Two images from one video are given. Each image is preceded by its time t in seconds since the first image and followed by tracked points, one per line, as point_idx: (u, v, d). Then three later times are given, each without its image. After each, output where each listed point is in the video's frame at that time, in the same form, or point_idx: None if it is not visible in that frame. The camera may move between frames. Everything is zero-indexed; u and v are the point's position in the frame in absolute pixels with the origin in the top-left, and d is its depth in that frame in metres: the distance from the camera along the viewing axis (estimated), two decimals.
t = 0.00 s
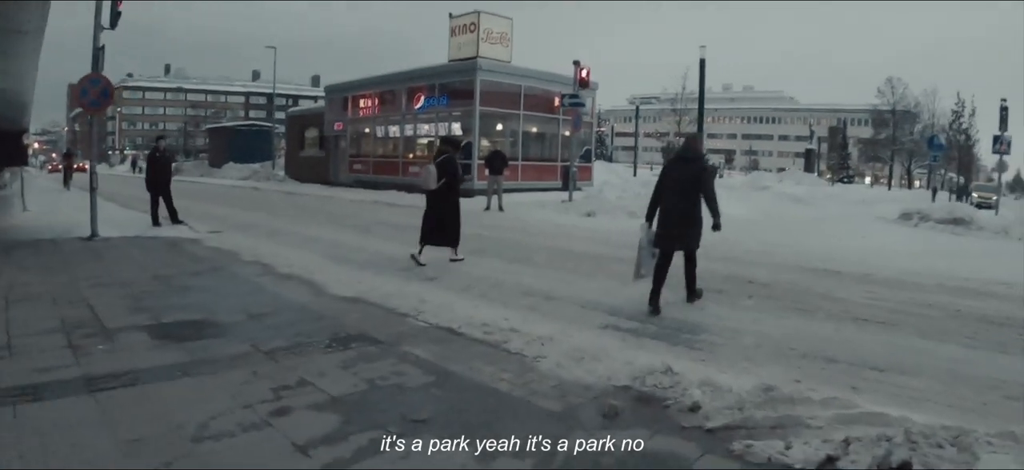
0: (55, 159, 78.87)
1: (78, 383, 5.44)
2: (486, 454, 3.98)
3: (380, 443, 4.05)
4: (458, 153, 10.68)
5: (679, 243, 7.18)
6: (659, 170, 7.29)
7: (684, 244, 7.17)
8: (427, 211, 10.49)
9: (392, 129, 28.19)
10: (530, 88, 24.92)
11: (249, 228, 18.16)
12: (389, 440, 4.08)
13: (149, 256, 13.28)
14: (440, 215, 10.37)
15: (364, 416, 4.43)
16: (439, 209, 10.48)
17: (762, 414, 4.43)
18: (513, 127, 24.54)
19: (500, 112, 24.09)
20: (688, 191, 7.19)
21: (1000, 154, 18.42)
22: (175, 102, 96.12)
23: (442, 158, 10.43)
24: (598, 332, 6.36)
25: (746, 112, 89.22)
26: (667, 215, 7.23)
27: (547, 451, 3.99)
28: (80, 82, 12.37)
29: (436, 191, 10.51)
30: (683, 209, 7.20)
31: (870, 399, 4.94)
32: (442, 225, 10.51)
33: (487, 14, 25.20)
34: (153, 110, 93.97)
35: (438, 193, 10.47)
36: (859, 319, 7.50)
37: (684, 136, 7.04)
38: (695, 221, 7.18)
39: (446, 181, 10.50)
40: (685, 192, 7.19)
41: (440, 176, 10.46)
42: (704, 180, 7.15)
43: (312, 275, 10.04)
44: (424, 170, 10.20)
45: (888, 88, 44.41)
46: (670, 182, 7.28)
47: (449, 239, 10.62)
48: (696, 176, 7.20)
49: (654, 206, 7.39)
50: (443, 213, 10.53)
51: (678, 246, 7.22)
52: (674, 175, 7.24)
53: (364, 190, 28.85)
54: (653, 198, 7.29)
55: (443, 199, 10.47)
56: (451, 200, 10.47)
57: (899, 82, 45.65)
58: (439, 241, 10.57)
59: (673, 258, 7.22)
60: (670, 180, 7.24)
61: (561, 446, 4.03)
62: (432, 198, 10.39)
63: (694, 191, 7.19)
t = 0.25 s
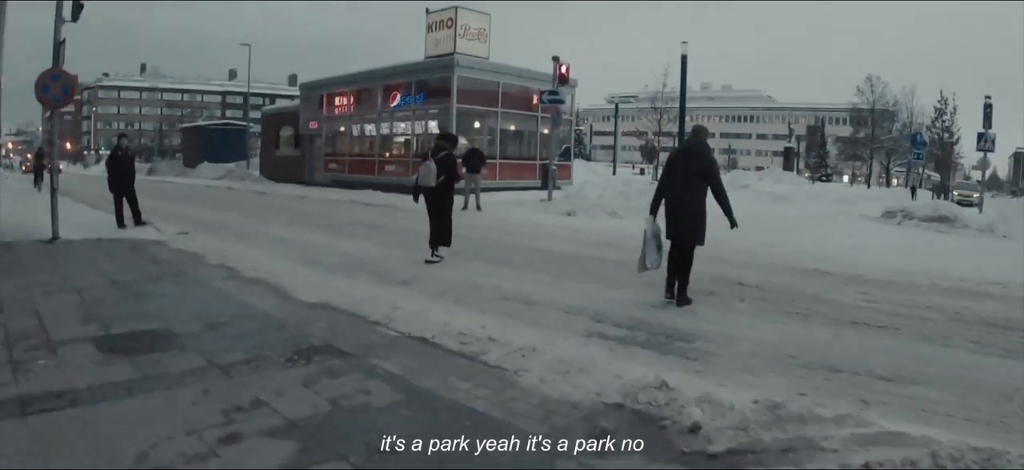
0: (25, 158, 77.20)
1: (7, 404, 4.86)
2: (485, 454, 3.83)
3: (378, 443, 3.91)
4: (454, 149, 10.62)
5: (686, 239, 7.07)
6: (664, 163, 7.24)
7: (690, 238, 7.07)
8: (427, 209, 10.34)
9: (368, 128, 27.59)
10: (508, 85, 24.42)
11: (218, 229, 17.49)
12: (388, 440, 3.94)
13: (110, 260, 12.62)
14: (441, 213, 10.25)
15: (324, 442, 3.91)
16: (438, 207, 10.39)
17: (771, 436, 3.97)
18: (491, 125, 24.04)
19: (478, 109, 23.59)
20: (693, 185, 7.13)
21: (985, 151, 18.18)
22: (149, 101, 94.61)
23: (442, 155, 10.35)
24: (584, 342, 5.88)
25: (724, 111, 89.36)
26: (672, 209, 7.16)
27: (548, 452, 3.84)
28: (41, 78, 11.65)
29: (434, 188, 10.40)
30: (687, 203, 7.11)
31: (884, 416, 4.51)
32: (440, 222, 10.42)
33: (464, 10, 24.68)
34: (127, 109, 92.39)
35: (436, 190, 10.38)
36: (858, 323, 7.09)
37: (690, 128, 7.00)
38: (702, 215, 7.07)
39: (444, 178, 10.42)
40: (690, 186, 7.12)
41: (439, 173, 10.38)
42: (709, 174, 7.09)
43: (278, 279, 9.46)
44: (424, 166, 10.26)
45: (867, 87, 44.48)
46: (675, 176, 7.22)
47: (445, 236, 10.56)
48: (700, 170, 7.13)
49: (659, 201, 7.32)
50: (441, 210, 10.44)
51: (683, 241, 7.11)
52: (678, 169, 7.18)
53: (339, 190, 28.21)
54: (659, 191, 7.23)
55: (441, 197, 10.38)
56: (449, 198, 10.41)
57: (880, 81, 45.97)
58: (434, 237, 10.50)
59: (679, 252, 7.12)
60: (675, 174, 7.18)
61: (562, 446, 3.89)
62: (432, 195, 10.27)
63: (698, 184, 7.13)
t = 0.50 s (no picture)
0: None
1: None
2: (485, 453, 3.88)
3: (380, 443, 3.96)
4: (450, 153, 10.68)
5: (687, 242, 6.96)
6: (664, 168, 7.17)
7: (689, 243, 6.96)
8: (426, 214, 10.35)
9: (345, 128, 27.07)
10: (488, 85, 24.01)
11: (190, 234, 16.92)
12: (390, 440, 3.99)
13: (73, 269, 12.06)
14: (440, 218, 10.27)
15: None
16: (436, 212, 10.43)
17: None
18: (471, 125, 23.62)
19: (457, 109, 23.17)
20: (692, 190, 7.02)
21: (970, 150, 18.05)
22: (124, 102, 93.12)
23: (441, 160, 10.38)
24: (571, 360, 5.49)
25: (705, 110, 89.50)
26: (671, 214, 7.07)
27: (546, 451, 3.89)
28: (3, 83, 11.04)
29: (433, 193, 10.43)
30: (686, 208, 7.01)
31: (896, 443, 4.18)
32: (439, 227, 10.48)
33: (443, 8, 24.23)
34: (101, 110, 90.85)
35: (435, 195, 10.42)
36: (856, 333, 6.79)
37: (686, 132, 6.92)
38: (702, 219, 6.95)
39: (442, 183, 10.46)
40: (689, 191, 7.01)
41: (438, 178, 10.42)
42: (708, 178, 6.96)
43: (247, 290, 9.01)
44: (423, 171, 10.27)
45: (848, 85, 44.41)
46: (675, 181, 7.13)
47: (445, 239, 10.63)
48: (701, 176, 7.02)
49: (660, 207, 7.25)
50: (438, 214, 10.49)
51: (682, 248, 7.01)
52: (678, 175, 7.09)
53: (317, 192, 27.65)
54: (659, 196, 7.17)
55: (440, 202, 10.44)
56: (448, 202, 10.49)
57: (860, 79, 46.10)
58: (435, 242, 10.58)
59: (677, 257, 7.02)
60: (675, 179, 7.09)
61: (561, 446, 3.93)
62: (432, 200, 10.32)
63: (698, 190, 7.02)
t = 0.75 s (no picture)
0: None
1: None
2: (484, 453, 3.76)
3: (379, 442, 3.86)
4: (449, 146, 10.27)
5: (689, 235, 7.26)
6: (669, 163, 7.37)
7: (697, 235, 7.26)
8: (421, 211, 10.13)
9: (322, 127, 26.48)
10: (467, 83, 23.51)
11: (161, 237, 16.30)
12: (388, 440, 3.89)
13: (34, 274, 11.44)
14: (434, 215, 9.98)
15: None
16: (434, 208, 10.14)
17: None
18: (450, 124, 23.14)
19: (436, 107, 22.69)
20: (698, 184, 7.31)
21: (956, 147, 17.88)
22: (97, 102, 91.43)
23: (434, 155, 10.04)
24: (562, 371, 5.06)
25: (684, 109, 89.67)
26: (676, 207, 7.34)
27: (547, 451, 3.76)
28: None
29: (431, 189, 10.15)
30: (693, 202, 7.30)
31: (925, 463, 3.80)
32: (435, 222, 10.12)
33: (421, 4, 23.73)
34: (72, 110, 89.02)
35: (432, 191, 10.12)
36: (863, 337, 6.43)
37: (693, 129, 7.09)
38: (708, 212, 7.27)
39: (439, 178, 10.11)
40: (696, 185, 7.30)
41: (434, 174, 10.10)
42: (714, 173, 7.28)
43: (214, 296, 8.49)
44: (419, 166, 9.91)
45: (829, 83, 44.80)
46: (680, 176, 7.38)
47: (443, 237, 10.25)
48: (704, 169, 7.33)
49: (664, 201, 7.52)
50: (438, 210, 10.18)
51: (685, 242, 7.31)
52: (684, 169, 7.34)
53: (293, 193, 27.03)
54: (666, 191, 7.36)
55: (438, 197, 10.11)
56: (446, 198, 10.12)
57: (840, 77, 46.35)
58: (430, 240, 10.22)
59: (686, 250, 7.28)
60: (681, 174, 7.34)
61: (562, 446, 3.80)
62: (427, 197, 10.07)
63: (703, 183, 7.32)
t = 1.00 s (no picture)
0: None
1: None
2: (484, 453, 3.82)
3: (379, 443, 3.91)
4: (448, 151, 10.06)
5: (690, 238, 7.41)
6: (672, 168, 7.52)
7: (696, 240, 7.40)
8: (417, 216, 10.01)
9: (297, 129, 25.92)
10: (443, 83, 23.02)
11: (127, 243, 15.70)
12: (389, 440, 3.94)
13: None
14: (429, 221, 9.85)
15: None
16: (431, 214, 10.00)
17: None
18: (427, 125, 22.67)
19: (412, 109, 22.24)
20: (699, 189, 7.47)
21: (937, 149, 17.78)
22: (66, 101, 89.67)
23: (432, 161, 9.87)
24: (549, 395, 4.70)
25: (661, 110, 89.88)
26: (678, 210, 7.49)
27: (547, 450, 3.84)
28: None
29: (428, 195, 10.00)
30: (694, 206, 7.46)
31: None
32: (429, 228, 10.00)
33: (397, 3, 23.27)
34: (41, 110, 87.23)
35: (429, 196, 9.97)
36: (863, 353, 6.12)
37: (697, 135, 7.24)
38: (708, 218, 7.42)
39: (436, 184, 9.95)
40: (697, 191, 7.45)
41: (431, 180, 9.94)
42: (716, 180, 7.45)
43: (177, 309, 8.02)
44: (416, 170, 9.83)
45: (807, 85, 45.02)
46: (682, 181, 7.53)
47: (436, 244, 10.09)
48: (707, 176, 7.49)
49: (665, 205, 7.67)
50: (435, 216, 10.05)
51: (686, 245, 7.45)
52: (687, 175, 7.50)
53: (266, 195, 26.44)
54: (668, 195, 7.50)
55: (435, 203, 9.97)
56: (443, 204, 9.95)
57: (818, 79, 46.54)
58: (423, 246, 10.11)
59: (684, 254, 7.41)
60: (683, 180, 7.50)
61: (561, 446, 3.89)
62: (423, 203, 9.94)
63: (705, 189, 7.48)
